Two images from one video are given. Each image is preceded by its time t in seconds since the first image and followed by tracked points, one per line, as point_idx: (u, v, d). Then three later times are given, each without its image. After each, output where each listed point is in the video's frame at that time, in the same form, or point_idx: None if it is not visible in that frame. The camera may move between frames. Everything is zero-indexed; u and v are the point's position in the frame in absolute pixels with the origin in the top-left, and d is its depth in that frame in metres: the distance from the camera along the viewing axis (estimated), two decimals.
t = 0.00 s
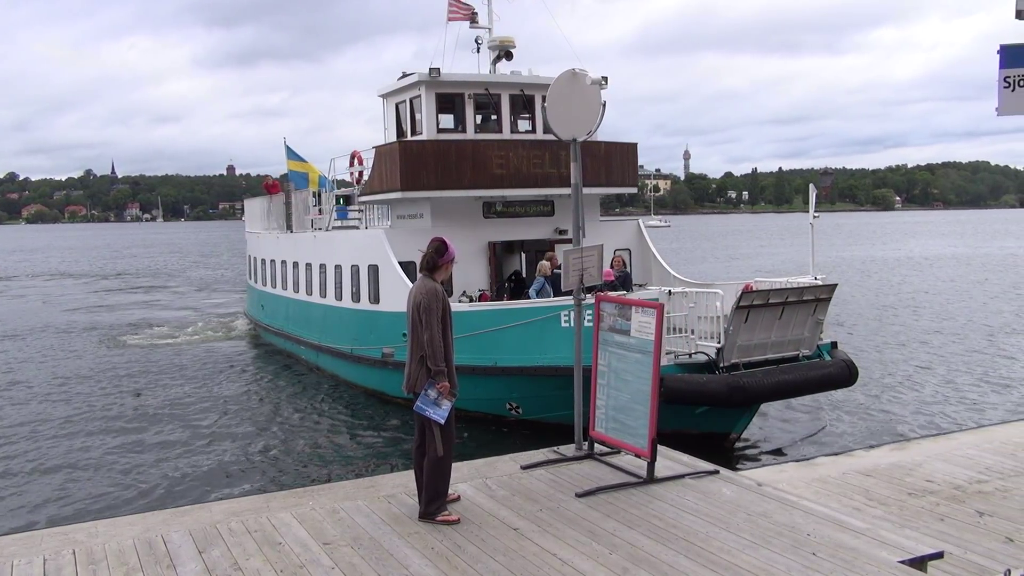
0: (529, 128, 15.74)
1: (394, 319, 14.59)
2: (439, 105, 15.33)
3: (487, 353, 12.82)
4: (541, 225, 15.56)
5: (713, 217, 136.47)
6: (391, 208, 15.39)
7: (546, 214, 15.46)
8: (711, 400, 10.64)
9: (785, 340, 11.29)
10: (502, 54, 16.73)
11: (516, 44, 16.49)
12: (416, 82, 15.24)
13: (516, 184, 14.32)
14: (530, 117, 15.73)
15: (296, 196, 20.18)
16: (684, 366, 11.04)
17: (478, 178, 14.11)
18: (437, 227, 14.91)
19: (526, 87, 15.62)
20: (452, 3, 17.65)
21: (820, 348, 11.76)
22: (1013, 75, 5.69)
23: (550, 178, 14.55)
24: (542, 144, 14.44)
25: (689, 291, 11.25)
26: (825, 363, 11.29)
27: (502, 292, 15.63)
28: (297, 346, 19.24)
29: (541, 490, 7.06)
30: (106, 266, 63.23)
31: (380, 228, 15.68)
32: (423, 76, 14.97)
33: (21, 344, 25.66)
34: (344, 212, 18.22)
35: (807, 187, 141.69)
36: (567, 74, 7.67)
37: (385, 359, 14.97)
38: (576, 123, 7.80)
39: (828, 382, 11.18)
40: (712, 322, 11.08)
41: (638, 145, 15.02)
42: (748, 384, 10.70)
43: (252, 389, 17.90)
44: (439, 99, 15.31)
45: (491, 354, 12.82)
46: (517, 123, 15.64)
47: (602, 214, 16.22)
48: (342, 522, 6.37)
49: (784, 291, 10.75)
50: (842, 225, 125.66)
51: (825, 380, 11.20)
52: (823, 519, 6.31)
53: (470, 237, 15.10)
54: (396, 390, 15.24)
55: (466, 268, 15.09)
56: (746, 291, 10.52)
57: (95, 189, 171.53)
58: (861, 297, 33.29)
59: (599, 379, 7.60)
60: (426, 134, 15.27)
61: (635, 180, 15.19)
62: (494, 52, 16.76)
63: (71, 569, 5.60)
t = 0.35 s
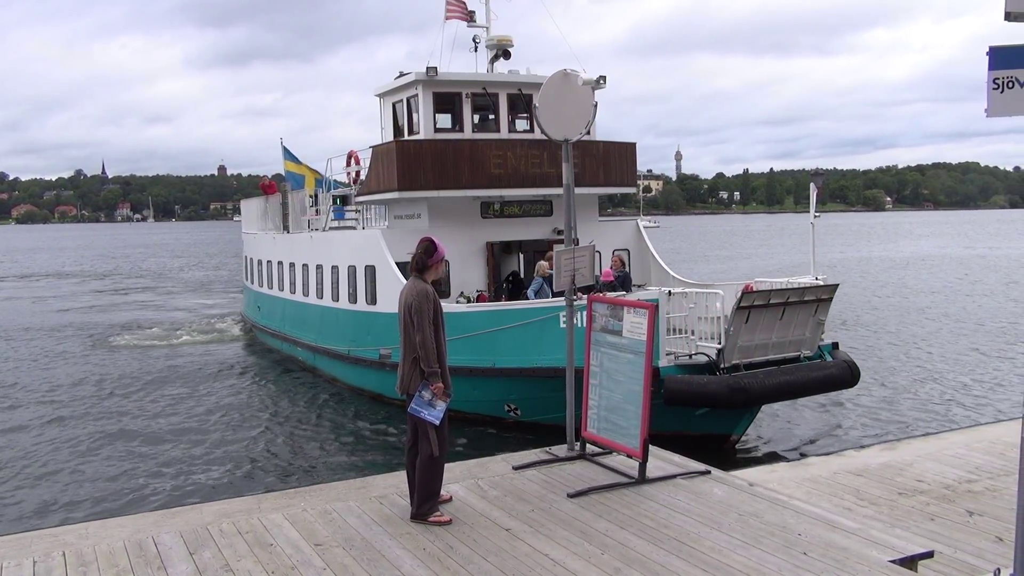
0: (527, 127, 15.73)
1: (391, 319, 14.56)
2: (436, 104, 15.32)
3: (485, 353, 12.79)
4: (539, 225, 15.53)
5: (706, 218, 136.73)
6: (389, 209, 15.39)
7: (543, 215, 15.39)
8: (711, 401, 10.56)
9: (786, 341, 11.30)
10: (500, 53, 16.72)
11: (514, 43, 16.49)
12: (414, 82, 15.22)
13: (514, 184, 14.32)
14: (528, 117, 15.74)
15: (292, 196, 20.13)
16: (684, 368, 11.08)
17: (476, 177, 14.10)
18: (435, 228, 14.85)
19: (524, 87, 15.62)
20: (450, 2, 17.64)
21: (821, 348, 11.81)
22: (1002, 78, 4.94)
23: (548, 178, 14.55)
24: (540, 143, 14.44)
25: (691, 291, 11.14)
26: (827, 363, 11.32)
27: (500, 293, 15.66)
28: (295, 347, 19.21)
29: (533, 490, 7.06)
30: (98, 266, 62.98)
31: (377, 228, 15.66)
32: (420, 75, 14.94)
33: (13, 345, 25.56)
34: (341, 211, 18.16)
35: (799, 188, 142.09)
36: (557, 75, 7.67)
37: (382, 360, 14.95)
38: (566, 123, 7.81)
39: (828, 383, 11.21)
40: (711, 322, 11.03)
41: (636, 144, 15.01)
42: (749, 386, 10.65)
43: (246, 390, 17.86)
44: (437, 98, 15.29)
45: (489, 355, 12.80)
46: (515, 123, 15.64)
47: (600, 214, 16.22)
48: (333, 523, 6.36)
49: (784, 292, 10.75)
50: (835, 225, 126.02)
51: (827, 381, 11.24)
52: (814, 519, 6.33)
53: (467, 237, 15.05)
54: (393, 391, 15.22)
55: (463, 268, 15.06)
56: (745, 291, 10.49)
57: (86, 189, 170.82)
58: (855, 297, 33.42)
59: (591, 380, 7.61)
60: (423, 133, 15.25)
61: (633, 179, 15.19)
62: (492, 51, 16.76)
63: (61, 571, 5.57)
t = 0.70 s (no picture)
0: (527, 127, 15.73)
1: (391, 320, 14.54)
2: (436, 104, 15.31)
3: (486, 354, 12.77)
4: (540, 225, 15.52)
5: (701, 218, 136.90)
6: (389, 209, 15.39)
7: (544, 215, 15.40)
8: (715, 401, 10.54)
9: (790, 342, 11.32)
10: (499, 51, 16.71)
11: (514, 42, 16.49)
12: (413, 81, 15.20)
13: (514, 184, 14.31)
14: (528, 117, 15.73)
15: (291, 196, 20.09)
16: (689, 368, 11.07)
17: (476, 177, 14.09)
18: (435, 228, 14.83)
19: (524, 86, 15.62)
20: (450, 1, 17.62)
21: (826, 349, 11.81)
22: (995, 78, 4.94)
23: (548, 177, 14.54)
24: (540, 142, 14.44)
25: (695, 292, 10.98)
26: (831, 364, 11.35)
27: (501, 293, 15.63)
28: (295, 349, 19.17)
29: (528, 490, 7.06)
30: (92, 268, 62.80)
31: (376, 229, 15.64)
32: (419, 74, 14.92)
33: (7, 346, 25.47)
34: (340, 212, 18.10)
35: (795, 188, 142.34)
36: (551, 76, 7.68)
37: (382, 361, 14.93)
38: (561, 125, 7.81)
39: (833, 383, 11.24)
40: (715, 322, 11.01)
41: (636, 142, 15.01)
42: (752, 386, 10.65)
43: (242, 391, 17.83)
44: (436, 97, 15.29)
45: (489, 356, 12.78)
46: (515, 123, 15.64)
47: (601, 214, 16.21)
48: (328, 524, 6.35)
49: (788, 291, 10.77)
50: (830, 226, 126.33)
51: (832, 381, 11.27)
52: (809, 518, 6.35)
53: (468, 238, 15.04)
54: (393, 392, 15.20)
55: (463, 268, 15.05)
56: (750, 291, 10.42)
57: (80, 190, 170.43)
58: (851, 297, 33.48)
59: (585, 379, 7.62)
60: (423, 133, 15.24)
61: (634, 178, 15.18)
62: (491, 49, 16.74)
63: (55, 573, 5.55)
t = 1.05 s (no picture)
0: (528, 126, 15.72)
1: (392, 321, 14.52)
2: (436, 103, 15.30)
3: (488, 355, 12.77)
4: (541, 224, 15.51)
5: (698, 217, 137.00)
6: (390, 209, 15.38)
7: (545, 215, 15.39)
8: (720, 403, 10.53)
9: (795, 342, 11.31)
10: (500, 50, 16.70)
11: (515, 41, 16.47)
12: (414, 80, 15.18)
13: (515, 184, 14.29)
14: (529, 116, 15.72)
15: (291, 196, 20.07)
16: (693, 369, 11.08)
17: (477, 177, 14.08)
18: (436, 228, 14.81)
19: (525, 85, 15.60)
20: None
21: (831, 349, 11.81)
22: (990, 78, 4.95)
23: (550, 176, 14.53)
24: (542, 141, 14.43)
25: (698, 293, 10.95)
26: (836, 364, 11.34)
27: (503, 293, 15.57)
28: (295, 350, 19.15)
29: (524, 490, 7.06)
30: (89, 267, 62.64)
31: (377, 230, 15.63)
32: (420, 73, 14.90)
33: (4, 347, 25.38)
34: (341, 212, 18.06)
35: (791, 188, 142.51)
36: (546, 76, 7.68)
37: (382, 361, 14.92)
38: (557, 125, 7.81)
39: (838, 384, 11.24)
40: (719, 322, 11.03)
41: (639, 141, 15.00)
42: (756, 388, 10.65)
43: (240, 392, 17.80)
44: (437, 97, 15.28)
45: (491, 357, 12.78)
46: (516, 122, 15.63)
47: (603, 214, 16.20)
48: (323, 524, 6.34)
49: (792, 291, 10.78)
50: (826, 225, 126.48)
51: (836, 381, 11.26)
52: (804, 517, 6.36)
53: (469, 238, 15.01)
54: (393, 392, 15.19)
55: (464, 268, 15.04)
56: (755, 291, 10.43)
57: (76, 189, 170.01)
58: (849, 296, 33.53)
59: (581, 379, 7.62)
60: (423, 132, 15.22)
61: (636, 177, 15.17)
62: (492, 48, 16.73)
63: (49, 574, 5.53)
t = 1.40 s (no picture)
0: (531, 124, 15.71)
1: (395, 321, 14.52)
2: (439, 102, 15.28)
3: (492, 356, 12.76)
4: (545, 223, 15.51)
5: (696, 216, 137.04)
6: (392, 208, 15.37)
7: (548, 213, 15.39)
8: (726, 404, 10.50)
9: (802, 342, 11.32)
10: (503, 48, 16.70)
11: (518, 39, 16.46)
12: (416, 79, 15.17)
13: (518, 182, 14.28)
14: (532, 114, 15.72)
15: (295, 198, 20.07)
16: (698, 369, 11.10)
17: (480, 176, 14.07)
18: (439, 228, 14.79)
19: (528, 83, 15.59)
20: None
21: (839, 349, 11.83)
22: (987, 77, 4.96)
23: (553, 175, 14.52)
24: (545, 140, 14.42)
25: (703, 294, 11.01)
26: (843, 365, 11.34)
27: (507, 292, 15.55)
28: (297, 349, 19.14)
29: (523, 489, 7.05)
30: (88, 268, 62.59)
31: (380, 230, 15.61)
32: (423, 72, 14.88)
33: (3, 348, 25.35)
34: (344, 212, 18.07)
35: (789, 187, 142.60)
36: (542, 75, 7.69)
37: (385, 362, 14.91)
38: (554, 123, 7.81)
39: (845, 384, 11.24)
40: (724, 322, 11.05)
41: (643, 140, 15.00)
42: (763, 389, 10.64)
43: (240, 392, 17.79)
44: (439, 96, 15.26)
45: (495, 357, 12.77)
46: (519, 120, 15.63)
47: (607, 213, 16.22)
48: (322, 524, 6.33)
49: (799, 291, 10.78)
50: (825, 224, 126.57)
51: (844, 381, 11.26)
52: (802, 516, 6.36)
53: (471, 237, 15.01)
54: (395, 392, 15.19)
55: (467, 268, 15.02)
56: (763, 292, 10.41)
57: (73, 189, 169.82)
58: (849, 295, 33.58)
59: (580, 379, 7.62)
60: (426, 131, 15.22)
61: (639, 175, 15.18)
62: (495, 46, 16.72)
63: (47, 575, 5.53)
